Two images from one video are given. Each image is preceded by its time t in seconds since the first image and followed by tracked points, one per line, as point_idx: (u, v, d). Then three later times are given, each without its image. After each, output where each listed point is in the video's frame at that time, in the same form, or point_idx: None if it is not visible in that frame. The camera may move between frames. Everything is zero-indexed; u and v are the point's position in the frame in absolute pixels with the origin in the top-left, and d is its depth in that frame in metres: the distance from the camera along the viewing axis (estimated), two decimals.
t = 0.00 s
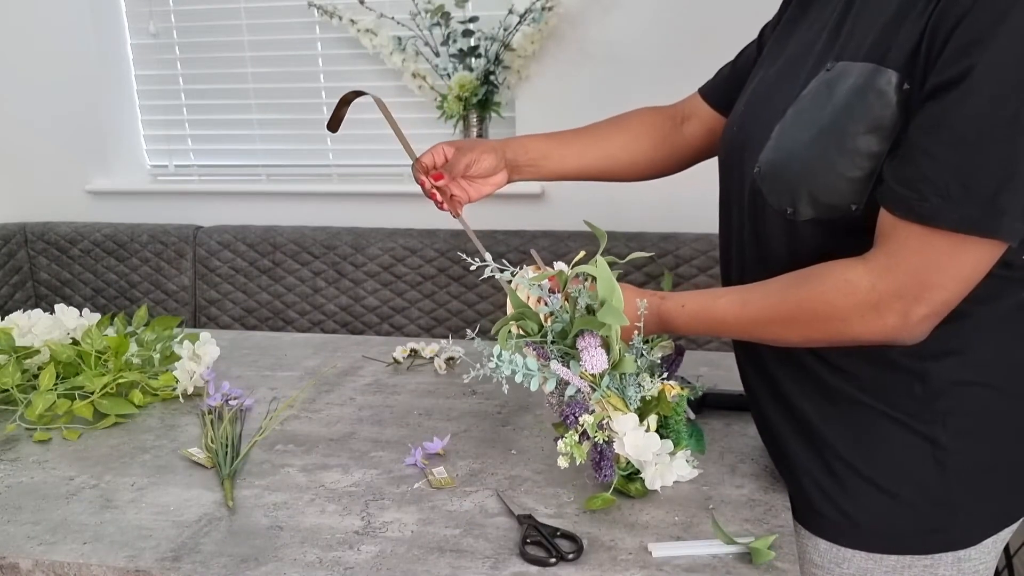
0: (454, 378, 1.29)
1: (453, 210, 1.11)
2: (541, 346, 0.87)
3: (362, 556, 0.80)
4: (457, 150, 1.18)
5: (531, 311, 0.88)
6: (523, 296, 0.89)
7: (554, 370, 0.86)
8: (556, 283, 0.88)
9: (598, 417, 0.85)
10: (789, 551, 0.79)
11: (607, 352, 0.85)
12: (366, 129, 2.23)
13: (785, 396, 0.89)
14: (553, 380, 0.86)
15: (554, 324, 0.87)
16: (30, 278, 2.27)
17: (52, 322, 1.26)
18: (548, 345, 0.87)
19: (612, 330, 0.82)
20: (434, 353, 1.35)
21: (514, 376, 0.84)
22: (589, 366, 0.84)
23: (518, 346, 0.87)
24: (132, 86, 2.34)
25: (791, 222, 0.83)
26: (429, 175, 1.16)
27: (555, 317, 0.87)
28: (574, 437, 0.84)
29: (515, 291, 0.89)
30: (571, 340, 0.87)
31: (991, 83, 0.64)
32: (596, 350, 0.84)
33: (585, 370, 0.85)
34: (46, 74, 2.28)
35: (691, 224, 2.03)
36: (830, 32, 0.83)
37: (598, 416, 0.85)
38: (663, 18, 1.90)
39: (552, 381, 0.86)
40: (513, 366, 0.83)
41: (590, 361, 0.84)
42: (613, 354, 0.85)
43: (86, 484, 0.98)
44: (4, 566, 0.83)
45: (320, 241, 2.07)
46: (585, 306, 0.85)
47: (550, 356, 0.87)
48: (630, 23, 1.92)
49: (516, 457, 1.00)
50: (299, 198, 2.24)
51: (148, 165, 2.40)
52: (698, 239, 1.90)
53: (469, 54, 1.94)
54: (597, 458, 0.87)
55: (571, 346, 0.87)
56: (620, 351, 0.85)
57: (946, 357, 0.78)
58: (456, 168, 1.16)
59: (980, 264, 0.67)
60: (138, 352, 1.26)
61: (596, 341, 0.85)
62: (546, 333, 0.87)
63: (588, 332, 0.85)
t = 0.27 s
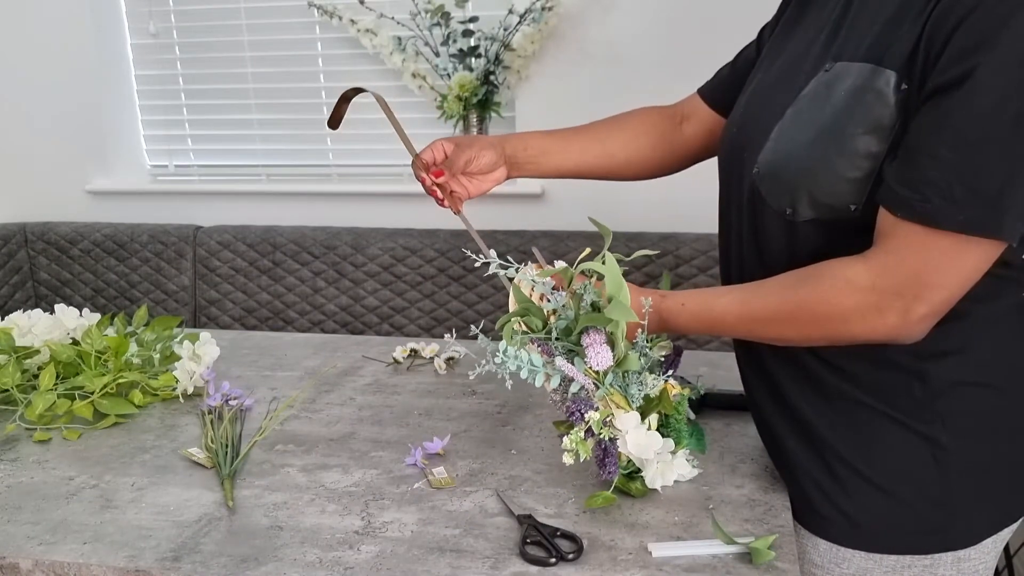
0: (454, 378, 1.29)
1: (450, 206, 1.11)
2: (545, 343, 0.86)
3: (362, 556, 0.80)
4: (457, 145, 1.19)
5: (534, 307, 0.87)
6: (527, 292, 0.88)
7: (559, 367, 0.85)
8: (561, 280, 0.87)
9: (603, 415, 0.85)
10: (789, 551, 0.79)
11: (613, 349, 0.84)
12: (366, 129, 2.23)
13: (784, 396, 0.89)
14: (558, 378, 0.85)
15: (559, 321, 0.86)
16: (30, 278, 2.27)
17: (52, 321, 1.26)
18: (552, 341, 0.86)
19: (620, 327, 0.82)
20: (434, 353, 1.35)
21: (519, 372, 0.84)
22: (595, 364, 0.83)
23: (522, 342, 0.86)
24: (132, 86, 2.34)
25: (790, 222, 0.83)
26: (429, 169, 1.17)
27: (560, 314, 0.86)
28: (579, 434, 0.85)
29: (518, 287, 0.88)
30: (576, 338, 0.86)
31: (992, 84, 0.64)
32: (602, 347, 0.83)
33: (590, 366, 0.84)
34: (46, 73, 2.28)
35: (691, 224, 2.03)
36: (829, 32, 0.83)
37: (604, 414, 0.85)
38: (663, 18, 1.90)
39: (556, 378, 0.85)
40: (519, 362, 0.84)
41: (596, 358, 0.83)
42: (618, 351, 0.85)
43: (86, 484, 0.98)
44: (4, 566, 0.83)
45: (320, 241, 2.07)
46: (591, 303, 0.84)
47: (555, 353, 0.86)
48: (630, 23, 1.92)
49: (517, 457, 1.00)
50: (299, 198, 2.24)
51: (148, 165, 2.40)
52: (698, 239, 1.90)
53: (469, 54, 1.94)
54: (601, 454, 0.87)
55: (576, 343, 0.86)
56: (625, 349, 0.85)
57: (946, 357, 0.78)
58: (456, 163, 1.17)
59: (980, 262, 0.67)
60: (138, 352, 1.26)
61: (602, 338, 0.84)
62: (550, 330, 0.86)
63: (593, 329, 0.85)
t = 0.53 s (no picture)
0: (454, 378, 1.29)
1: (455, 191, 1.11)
2: (548, 340, 0.86)
3: (362, 556, 0.80)
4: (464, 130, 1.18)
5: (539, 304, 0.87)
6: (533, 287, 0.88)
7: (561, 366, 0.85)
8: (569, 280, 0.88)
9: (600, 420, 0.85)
10: (789, 551, 0.79)
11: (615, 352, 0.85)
12: (366, 129, 2.23)
13: (784, 396, 0.89)
14: (558, 376, 0.85)
15: (562, 320, 0.86)
16: (30, 278, 2.27)
17: (52, 322, 1.26)
18: (554, 340, 0.86)
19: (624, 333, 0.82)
20: (434, 353, 1.35)
21: (521, 370, 0.83)
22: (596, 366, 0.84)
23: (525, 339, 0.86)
24: (132, 86, 2.34)
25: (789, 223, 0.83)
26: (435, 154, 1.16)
27: (563, 313, 0.86)
28: (577, 436, 0.85)
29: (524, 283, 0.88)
30: (579, 338, 0.86)
31: (994, 85, 0.64)
32: (606, 350, 0.83)
33: (592, 368, 0.84)
34: (47, 74, 2.28)
35: (691, 224, 2.03)
36: (829, 32, 0.83)
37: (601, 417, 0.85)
38: (663, 18, 1.90)
39: (557, 378, 0.85)
40: (522, 360, 0.83)
41: (599, 361, 0.83)
42: (620, 355, 0.85)
43: (86, 484, 0.98)
44: (4, 566, 0.83)
45: (320, 241, 2.07)
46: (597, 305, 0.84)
47: (556, 352, 0.86)
48: (630, 23, 1.92)
49: (517, 457, 1.00)
50: (299, 198, 2.24)
51: (148, 165, 2.40)
52: (698, 239, 1.90)
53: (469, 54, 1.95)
54: (596, 457, 0.86)
55: (577, 343, 0.86)
56: (627, 353, 0.85)
57: (946, 357, 0.78)
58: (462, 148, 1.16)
59: (982, 263, 0.67)
60: (138, 352, 1.26)
61: (605, 341, 0.84)
62: (554, 328, 0.87)
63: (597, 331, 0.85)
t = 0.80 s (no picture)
0: (454, 378, 1.29)
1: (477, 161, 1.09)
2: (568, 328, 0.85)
3: (362, 556, 0.80)
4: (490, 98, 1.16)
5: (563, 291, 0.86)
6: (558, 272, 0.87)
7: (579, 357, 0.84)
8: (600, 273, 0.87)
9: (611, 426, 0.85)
10: (789, 551, 0.79)
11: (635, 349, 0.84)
12: (365, 129, 2.23)
13: (785, 397, 0.89)
14: (574, 367, 0.84)
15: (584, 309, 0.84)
16: (30, 278, 2.27)
17: (52, 321, 1.26)
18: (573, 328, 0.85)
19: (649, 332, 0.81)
20: (434, 353, 1.35)
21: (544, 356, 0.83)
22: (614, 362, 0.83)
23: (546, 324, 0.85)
24: (132, 86, 2.34)
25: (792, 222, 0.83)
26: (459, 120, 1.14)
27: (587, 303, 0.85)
28: (589, 433, 0.86)
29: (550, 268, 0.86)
30: (598, 330, 0.85)
31: (1002, 87, 0.64)
32: (627, 348, 0.83)
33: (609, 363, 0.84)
34: (46, 74, 2.28)
35: (691, 224, 2.03)
36: (831, 31, 0.83)
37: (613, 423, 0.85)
38: (663, 18, 1.90)
39: (574, 368, 0.84)
40: (546, 346, 0.82)
41: (619, 357, 0.83)
42: (639, 352, 0.85)
43: (86, 484, 0.98)
44: (4, 566, 0.83)
45: (320, 241, 2.07)
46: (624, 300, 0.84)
47: (575, 341, 0.85)
48: (630, 23, 1.92)
49: (517, 457, 1.00)
50: (298, 198, 2.24)
51: (148, 165, 2.40)
52: (698, 239, 1.90)
53: (469, 53, 1.94)
54: (602, 454, 0.87)
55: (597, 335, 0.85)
56: (645, 352, 0.85)
57: (947, 357, 0.78)
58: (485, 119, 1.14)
59: (994, 271, 0.67)
60: (138, 352, 1.26)
61: (626, 337, 0.84)
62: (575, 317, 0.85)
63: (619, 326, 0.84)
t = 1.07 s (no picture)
0: (454, 378, 1.29)
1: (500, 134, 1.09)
2: (576, 333, 0.86)
3: (362, 556, 0.80)
4: (521, 78, 1.16)
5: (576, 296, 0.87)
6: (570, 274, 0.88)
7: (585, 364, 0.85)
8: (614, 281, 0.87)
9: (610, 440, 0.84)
10: (789, 551, 0.79)
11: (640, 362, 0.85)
12: (365, 129, 2.23)
13: (787, 397, 0.89)
14: (579, 374, 0.85)
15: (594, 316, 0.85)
16: (30, 278, 2.27)
17: (52, 321, 1.26)
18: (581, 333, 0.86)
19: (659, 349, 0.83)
20: (434, 353, 1.35)
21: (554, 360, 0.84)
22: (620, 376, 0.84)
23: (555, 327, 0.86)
24: (132, 86, 2.34)
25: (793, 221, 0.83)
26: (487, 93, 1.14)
27: (598, 310, 0.86)
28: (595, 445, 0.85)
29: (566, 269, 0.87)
30: (606, 339, 0.86)
31: (1009, 88, 0.64)
32: (633, 361, 0.84)
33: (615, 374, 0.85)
34: (46, 74, 2.28)
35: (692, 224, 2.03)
36: (836, 30, 0.83)
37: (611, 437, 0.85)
38: (663, 18, 1.90)
39: (578, 375, 0.85)
40: (558, 351, 0.84)
41: (624, 371, 0.84)
42: (644, 365, 0.86)
43: (86, 484, 0.98)
44: (4, 566, 0.83)
45: (320, 241, 2.07)
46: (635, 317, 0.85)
47: (581, 347, 0.86)
48: (630, 23, 1.92)
49: (517, 457, 1.00)
50: (298, 198, 2.24)
51: (148, 165, 2.40)
52: (698, 239, 1.90)
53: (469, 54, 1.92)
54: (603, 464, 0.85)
55: (603, 346, 0.86)
56: (651, 366, 0.86)
57: (949, 358, 0.78)
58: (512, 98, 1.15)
59: (999, 271, 0.67)
60: (138, 352, 1.26)
61: (633, 350, 0.85)
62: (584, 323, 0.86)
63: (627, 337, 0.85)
